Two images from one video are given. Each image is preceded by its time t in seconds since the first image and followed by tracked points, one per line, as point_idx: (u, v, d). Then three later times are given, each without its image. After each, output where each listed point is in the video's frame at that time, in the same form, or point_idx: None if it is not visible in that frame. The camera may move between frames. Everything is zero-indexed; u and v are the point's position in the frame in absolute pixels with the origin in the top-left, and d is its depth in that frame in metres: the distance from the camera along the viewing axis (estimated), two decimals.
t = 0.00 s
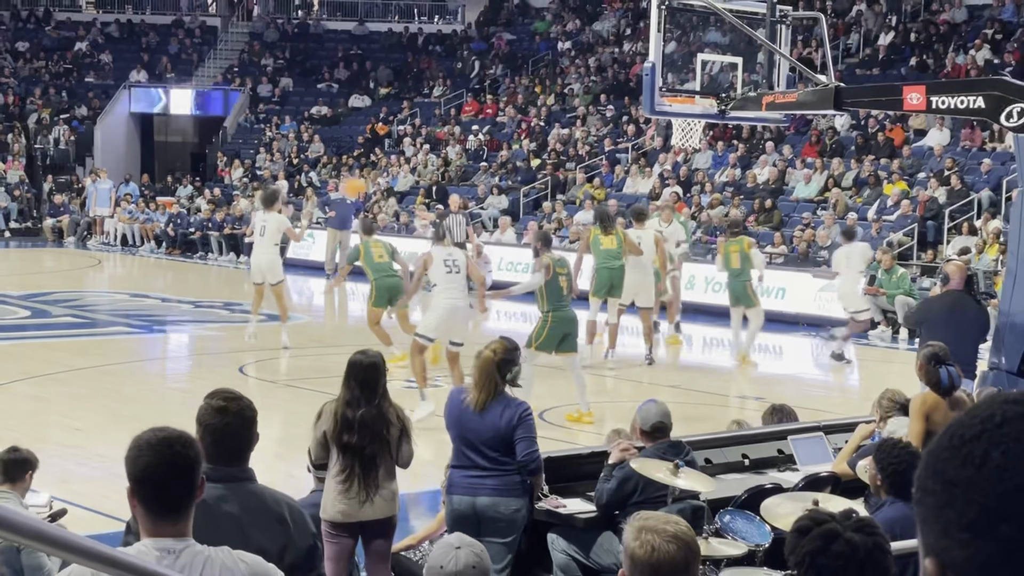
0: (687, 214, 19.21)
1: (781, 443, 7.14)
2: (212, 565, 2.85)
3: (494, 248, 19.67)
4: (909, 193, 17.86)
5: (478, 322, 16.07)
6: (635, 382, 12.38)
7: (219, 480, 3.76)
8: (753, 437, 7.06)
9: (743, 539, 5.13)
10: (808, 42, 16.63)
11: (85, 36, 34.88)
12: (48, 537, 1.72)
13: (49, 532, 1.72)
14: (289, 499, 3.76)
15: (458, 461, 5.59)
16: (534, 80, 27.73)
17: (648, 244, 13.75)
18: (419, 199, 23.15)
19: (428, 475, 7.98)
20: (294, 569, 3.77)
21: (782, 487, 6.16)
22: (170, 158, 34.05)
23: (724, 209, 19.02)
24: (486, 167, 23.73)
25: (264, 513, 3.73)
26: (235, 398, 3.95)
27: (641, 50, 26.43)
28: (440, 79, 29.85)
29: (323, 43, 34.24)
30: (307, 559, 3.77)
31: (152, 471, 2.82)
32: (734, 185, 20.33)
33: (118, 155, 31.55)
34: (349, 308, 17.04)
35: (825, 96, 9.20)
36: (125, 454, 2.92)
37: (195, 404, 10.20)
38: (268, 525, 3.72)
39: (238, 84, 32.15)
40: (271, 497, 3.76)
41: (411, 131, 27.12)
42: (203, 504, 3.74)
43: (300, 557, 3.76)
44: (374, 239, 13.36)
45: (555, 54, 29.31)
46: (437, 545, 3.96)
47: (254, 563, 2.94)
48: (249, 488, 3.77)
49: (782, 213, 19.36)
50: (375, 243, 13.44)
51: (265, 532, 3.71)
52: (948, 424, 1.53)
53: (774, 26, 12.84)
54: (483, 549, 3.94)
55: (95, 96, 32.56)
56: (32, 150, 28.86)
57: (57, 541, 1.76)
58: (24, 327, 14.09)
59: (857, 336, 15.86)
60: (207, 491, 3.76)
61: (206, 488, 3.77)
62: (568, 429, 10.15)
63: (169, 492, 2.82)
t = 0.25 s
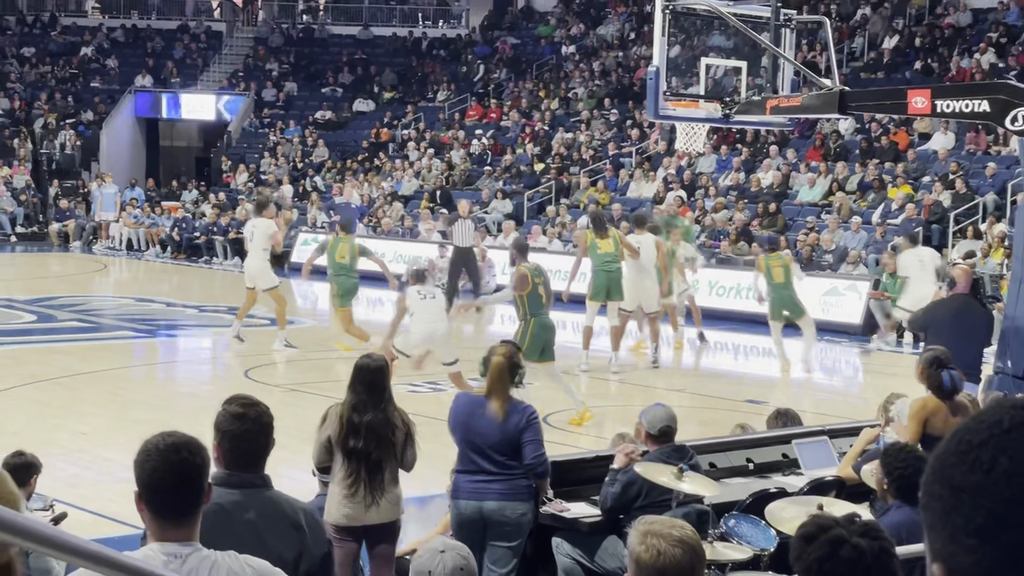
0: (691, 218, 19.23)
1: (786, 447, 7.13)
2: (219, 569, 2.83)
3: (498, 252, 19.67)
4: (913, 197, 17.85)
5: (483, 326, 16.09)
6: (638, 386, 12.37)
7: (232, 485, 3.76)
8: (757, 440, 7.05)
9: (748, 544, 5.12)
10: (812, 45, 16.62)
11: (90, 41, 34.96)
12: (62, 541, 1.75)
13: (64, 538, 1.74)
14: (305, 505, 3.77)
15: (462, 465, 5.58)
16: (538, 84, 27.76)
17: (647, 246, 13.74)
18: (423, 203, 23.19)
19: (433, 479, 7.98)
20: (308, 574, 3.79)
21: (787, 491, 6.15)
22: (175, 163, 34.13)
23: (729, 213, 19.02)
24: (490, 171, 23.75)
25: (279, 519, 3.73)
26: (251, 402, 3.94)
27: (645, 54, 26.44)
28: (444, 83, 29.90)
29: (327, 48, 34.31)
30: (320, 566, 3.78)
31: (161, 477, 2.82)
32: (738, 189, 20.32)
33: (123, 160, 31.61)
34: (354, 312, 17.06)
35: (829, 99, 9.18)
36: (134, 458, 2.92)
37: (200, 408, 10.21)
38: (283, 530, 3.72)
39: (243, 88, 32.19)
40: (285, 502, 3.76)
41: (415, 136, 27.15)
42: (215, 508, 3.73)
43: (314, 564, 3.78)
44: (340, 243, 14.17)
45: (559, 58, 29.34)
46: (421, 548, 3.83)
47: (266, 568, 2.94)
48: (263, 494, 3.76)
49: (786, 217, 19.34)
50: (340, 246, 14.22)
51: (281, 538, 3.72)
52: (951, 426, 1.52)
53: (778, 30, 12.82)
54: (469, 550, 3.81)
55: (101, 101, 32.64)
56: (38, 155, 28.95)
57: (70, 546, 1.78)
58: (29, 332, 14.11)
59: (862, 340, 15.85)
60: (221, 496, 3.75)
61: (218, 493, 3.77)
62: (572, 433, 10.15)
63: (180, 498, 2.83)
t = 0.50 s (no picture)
0: (697, 223, 19.22)
1: (792, 452, 7.11)
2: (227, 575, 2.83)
3: (503, 257, 19.65)
4: (918, 202, 17.83)
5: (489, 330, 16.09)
6: (644, 391, 12.35)
7: (255, 491, 3.76)
8: (763, 445, 7.03)
9: (755, 549, 5.12)
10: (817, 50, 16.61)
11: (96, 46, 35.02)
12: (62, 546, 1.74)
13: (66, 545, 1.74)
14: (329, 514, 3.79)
15: (468, 471, 5.58)
16: (544, 89, 27.76)
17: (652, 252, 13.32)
18: (428, 208, 23.20)
19: (438, 485, 7.98)
20: None
21: (792, 496, 6.14)
22: (180, 168, 34.18)
23: (734, 218, 19.01)
24: (495, 176, 23.76)
25: (303, 525, 3.73)
26: (273, 411, 3.95)
27: (650, 59, 26.44)
28: (449, 88, 29.92)
29: (332, 53, 34.37)
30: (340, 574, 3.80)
31: (165, 485, 2.83)
32: (744, 194, 20.30)
33: (128, 165, 31.65)
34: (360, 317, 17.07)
35: (835, 104, 9.17)
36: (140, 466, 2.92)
37: (205, 414, 10.22)
38: (306, 538, 3.73)
39: (248, 93, 32.22)
40: (306, 510, 3.77)
41: (420, 140, 27.17)
42: (236, 513, 3.73)
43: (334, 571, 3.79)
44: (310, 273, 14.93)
45: (565, 63, 29.36)
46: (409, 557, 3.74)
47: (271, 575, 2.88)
48: (286, 501, 3.77)
49: (792, 221, 19.31)
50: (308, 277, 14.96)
51: (303, 547, 3.72)
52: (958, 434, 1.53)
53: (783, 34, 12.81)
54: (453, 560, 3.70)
55: (106, 106, 32.71)
56: (43, 160, 29.02)
57: (76, 553, 1.78)
58: (35, 337, 14.13)
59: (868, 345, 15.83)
60: (245, 501, 3.75)
61: (238, 500, 3.76)
62: (578, 438, 10.15)
63: (180, 501, 2.83)
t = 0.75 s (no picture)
0: (697, 228, 19.23)
1: (792, 458, 7.12)
2: None
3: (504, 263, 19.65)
4: (918, 207, 17.85)
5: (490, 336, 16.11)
6: (644, 397, 12.34)
7: (251, 502, 3.74)
8: (763, 451, 7.06)
9: (756, 554, 5.11)
10: (818, 55, 16.65)
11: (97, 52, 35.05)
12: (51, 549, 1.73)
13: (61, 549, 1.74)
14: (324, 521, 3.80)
15: (468, 476, 5.58)
16: (544, 94, 27.79)
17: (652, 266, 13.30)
18: (429, 213, 23.22)
19: (439, 491, 7.98)
20: None
21: (793, 501, 6.14)
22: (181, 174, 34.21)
23: (735, 223, 19.02)
24: (496, 182, 23.79)
25: (300, 536, 3.73)
26: (266, 418, 3.91)
27: (650, 65, 26.48)
28: (450, 93, 29.96)
29: (333, 59, 34.43)
30: None
31: (163, 485, 2.83)
32: (744, 199, 20.32)
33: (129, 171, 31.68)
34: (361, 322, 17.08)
35: (834, 110, 9.19)
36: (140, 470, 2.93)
37: (206, 419, 10.22)
38: (304, 547, 3.74)
39: (249, 99, 32.25)
40: (303, 519, 3.77)
41: (421, 146, 27.20)
42: (233, 524, 3.71)
43: None
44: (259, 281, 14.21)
45: (565, 69, 29.40)
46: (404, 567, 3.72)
47: None
48: (283, 511, 3.76)
49: (793, 227, 19.31)
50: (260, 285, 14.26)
51: (301, 556, 3.73)
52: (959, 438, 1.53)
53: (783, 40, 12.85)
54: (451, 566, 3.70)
55: (107, 112, 32.76)
56: (44, 166, 29.06)
57: (76, 560, 1.78)
58: (35, 343, 14.13)
59: (868, 350, 15.84)
60: (240, 513, 3.73)
61: (235, 510, 3.75)
62: (578, 444, 10.15)
63: (175, 502, 2.84)
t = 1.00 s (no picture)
0: (698, 233, 19.23)
1: (794, 463, 7.11)
2: None
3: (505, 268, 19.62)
4: (919, 212, 17.85)
5: (492, 341, 16.12)
6: (646, 402, 12.34)
7: (249, 512, 3.73)
8: (764, 456, 7.05)
9: (756, 559, 5.08)
10: (818, 60, 16.64)
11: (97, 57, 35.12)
12: (50, 552, 1.74)
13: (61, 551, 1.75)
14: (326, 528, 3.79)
15: (467, 481, 5.56)
16: (545, 99, 27.79)
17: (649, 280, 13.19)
18: (430, 218, 23.23)
19: (440, 495, 7.98)
20: None
21: (796, 506, 6.13)
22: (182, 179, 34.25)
23: (736, 228, 19.02)
24: (497, 187, 23.78)
25: (301, 543, 3.72)
26: (266, 424, 3.91)
27: (651, 69, 26.49)
28: (451, 98, 29.97)
29: (334, 64, 34.44)
30: None
31: (153, 487, 2.96)
32: (745, 204, 20.28)
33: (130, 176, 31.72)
34: (362, 327, 17.08)
35: (836, 115, 9.18)
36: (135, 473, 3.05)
37: (208, 425, 10.21)
38: (307, 554, 3.73)
39: (250, 103, 32.23)
40: (305, 525, 3.77)
41: (422, 150, 27.20)
42: (233, 534, 3.68)
43: None
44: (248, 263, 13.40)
45: (566, 73, 29.42)
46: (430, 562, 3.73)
47: None
48: (284, 519, 3.76)
49: (794, 231, 19.31)
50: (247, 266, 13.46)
51: (302, 563, 3.72)
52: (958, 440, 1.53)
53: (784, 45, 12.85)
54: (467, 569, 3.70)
55: (108, 117, 32.80)
56: (45, 171, 29.11)
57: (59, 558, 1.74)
58: (36, 348, 14.13)
59: (870, 355, 15.82)
60: (237, 524, 3.70)
61: (234, 520, 3.73)
62: (580, 448, 10.14)
63: (167, 503, 2.96)
